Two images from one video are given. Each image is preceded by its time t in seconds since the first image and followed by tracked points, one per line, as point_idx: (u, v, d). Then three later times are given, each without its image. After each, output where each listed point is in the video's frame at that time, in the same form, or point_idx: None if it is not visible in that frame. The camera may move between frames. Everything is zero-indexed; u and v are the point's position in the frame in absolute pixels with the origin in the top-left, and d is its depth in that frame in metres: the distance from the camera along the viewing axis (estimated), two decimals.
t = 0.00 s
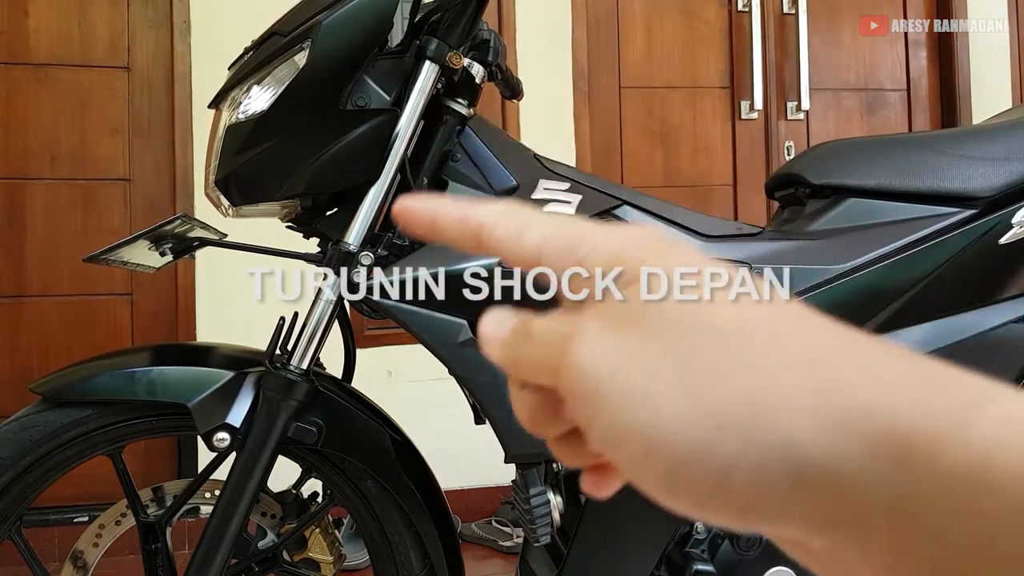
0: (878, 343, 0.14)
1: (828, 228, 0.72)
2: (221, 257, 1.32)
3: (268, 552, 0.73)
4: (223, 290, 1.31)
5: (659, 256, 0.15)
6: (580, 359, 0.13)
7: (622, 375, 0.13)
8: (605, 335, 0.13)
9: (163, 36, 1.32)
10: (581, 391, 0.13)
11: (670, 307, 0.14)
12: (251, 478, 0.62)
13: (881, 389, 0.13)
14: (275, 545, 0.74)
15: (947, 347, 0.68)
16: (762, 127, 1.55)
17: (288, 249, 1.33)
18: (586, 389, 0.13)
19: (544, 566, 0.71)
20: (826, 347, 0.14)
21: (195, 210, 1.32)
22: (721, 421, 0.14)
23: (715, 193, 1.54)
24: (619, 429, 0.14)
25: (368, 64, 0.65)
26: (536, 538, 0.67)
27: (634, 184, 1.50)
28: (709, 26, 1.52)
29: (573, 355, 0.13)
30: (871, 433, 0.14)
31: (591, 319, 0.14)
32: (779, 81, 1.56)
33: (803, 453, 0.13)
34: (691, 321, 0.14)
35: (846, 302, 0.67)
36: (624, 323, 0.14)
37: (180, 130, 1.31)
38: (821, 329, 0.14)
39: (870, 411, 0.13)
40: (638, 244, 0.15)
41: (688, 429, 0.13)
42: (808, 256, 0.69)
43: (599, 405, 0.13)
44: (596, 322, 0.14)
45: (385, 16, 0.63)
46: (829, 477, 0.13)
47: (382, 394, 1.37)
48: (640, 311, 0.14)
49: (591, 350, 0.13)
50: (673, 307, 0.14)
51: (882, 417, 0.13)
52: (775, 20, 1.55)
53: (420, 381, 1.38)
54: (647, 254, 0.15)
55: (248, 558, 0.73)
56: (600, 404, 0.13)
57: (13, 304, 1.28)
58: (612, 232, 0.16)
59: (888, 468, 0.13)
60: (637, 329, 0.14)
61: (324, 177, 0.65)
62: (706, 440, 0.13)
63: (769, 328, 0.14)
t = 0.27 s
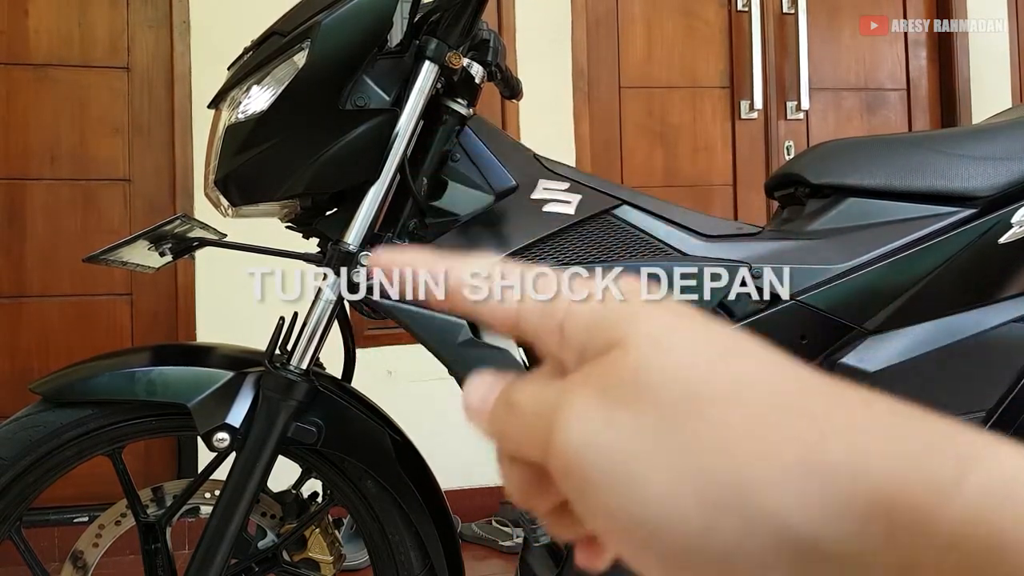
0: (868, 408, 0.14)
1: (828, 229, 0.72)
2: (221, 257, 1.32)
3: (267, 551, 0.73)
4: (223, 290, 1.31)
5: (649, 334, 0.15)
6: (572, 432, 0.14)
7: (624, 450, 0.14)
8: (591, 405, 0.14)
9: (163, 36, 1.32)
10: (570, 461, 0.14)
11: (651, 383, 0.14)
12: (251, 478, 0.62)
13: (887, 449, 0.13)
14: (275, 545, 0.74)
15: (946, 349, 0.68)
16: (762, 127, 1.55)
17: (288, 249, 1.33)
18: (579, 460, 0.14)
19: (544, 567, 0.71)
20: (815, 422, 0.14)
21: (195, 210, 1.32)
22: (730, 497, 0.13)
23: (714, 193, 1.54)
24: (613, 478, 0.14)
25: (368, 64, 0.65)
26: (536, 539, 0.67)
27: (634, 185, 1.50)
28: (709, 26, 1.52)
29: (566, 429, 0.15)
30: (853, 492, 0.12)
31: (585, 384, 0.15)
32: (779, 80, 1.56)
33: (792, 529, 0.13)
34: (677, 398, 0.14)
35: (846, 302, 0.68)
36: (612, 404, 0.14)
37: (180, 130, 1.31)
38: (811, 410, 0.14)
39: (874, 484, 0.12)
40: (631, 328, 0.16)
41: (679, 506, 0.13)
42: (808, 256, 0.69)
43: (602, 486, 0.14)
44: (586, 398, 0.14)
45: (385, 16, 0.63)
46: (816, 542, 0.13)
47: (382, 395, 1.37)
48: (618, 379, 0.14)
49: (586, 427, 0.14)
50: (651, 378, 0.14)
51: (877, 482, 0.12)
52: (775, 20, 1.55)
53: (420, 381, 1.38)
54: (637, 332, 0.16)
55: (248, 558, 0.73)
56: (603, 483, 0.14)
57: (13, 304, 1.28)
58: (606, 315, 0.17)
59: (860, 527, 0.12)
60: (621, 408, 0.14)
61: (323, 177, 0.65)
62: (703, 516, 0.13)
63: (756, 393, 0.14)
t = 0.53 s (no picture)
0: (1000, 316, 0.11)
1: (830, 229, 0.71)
2: (221, 257, 1.32)
3: (267, 552, 0.73)
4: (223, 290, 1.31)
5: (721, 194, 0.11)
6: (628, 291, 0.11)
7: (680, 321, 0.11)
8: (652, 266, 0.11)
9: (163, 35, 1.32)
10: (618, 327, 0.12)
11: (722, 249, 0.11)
12: (251, 478, 0.62)
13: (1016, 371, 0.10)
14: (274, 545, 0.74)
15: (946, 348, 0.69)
16: (762, 127, 1.55)
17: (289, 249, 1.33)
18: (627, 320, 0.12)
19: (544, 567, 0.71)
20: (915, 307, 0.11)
21: (195, 210, 1.32)
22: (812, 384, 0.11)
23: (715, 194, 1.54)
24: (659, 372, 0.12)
25: (368, 64, 0.65)
26: (537, 539, 0.67)
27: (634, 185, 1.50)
28: (709, 26, 1.52)
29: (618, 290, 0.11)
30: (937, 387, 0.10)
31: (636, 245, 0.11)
32: (779, 80, 1.56)
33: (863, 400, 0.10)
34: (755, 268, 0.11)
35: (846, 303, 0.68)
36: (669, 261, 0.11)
37: (180, 130, 1.31)
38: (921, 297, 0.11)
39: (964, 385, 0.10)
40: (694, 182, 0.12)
41: (736, 376, 0.11)
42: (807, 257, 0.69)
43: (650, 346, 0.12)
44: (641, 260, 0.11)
45: (385, 16, 0.63)
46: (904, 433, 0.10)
47: (382, 395, 1.37)
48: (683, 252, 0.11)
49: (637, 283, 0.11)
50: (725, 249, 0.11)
51: (976, 382, 0.10)
52: (775, 21, 1.55)
53: (420, 381, 1.38)
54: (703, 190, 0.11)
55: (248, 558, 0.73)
56: (645, 347, 0.12)
57: (13, 304, 1.28)
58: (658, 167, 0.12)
59: (961, 430, 0.10)
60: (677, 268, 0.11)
61: (324, 177, 0.65)
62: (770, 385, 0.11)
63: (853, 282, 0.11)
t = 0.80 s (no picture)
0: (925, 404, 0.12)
1: (827, 229, 0.72)
2: (221, 258, 1.31)
3: (267, 552, 0.73)
4: (223, 290, 1.31)
5: (678, 334, 0.13)
6: (620, 457, 0.11)
7: (671, 472, 0.12)
8: (635, 426, 0.12)
9: (163, 36, 1.32)
10: (610, 483, 0.12)
11: (698, 395, 0.12)
12: (251, 478, 0.62)
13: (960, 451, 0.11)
14: (274, 545, 0.74)
15: (945, 349, 0.68)
16: (762, 127, 1.55)
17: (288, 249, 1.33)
18: (622, 486, 0.12)
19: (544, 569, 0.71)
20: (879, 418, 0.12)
21: (195, 211, 1.32)
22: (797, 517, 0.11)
23: (714, 194, 1.54)
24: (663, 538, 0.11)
25: (368, 64, 0.65)
26: (536, 538, 0.67)
27: (633, 185, 1.50)
28: (709, 26, 1.53)
29: (606, 458, 0.12)
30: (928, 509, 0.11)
31: (616, 399, 0.12)
32: (779, 80, 1.56)
33: (873, 542, 0.11)
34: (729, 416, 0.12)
35: (846, 303, 0.68)
36: (653, 414, 0.12)
37: (180, 130, 1.31)
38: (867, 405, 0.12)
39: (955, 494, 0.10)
40: (655, 324, 0.14)
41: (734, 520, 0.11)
42: (807, 256, 0.69)
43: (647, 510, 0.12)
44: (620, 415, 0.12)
45: (385, 16, 0.63)
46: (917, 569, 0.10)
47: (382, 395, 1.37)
48: (661, 400, 0.12)
49: (626, 444, 0.11)
50: (700, 395, 0.12)
51: (955, 485, 0.11)
52: (775, 21, 1.56)
53: (420, 381, 1.38)
54: (666, 335, 0.13)
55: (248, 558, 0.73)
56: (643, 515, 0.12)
57: (13, 304, 1.28)
58: (621, 315, 0.14)
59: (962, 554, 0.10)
60: (661, 424, 0.11)
61: (323, 177, 0.65)
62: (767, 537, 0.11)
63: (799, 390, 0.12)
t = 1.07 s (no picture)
0: None
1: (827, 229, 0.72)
2: (221, 258, 1.31)
3: (267, 552, 0.73)
4: (223, 290, 1.31)
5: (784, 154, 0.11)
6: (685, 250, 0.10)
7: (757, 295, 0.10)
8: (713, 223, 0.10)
9: (162, 36, 1.32)
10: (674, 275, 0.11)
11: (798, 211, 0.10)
12: (251, 478, 0.62)
13: None
14: (274, 545, 0.74)
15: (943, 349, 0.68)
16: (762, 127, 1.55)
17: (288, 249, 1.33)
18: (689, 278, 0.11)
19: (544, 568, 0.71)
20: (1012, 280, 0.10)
21: (195, 211, 1.32)
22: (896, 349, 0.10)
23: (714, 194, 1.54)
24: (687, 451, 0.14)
25: (368, 64, 0.65)
26: (536, 538, 0.67)
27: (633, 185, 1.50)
28: (709, 27, 1.53)
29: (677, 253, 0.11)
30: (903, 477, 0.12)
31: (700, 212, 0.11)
32: (779, 80, 1.56)
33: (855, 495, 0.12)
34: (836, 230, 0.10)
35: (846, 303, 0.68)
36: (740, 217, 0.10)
37: (180, 130, 1.31)
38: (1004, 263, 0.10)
39: None
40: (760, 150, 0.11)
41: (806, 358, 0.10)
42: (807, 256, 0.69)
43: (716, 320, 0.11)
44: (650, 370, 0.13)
45: (385, 16, 0.63)
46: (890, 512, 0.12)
47: (382, 395, 1.37)
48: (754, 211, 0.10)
49: (696, 240, 0.10)
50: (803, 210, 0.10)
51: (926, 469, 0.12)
52: (775, 21, 1.56)
53: (420, 381, 1.38)
54: (766, 155, 0.11)
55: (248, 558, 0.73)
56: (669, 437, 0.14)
57: (13, 304, 1.28)
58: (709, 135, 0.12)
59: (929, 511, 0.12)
60: (750, 228, 0.10)
61: (323, 178, 0.65)
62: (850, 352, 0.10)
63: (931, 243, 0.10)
